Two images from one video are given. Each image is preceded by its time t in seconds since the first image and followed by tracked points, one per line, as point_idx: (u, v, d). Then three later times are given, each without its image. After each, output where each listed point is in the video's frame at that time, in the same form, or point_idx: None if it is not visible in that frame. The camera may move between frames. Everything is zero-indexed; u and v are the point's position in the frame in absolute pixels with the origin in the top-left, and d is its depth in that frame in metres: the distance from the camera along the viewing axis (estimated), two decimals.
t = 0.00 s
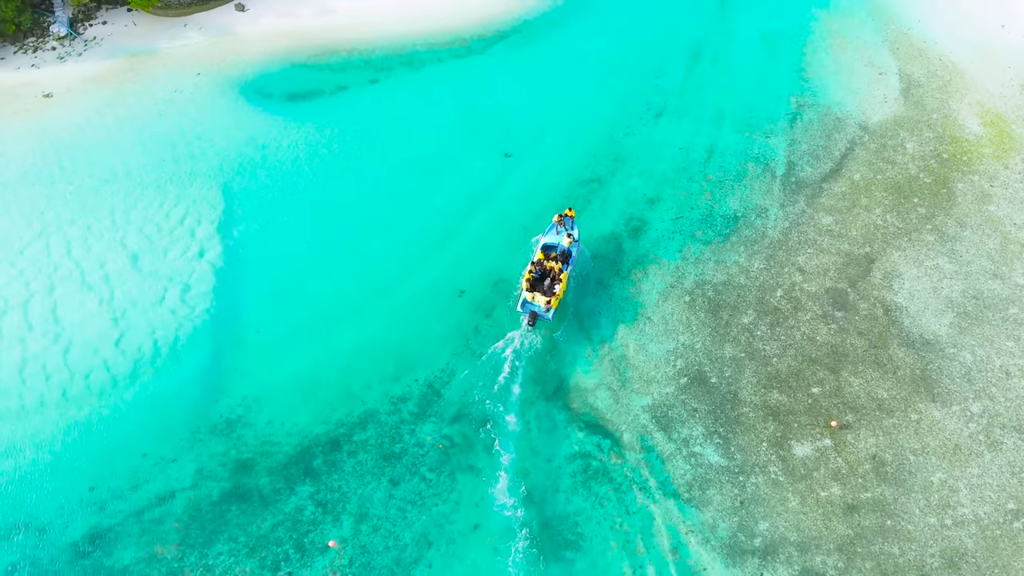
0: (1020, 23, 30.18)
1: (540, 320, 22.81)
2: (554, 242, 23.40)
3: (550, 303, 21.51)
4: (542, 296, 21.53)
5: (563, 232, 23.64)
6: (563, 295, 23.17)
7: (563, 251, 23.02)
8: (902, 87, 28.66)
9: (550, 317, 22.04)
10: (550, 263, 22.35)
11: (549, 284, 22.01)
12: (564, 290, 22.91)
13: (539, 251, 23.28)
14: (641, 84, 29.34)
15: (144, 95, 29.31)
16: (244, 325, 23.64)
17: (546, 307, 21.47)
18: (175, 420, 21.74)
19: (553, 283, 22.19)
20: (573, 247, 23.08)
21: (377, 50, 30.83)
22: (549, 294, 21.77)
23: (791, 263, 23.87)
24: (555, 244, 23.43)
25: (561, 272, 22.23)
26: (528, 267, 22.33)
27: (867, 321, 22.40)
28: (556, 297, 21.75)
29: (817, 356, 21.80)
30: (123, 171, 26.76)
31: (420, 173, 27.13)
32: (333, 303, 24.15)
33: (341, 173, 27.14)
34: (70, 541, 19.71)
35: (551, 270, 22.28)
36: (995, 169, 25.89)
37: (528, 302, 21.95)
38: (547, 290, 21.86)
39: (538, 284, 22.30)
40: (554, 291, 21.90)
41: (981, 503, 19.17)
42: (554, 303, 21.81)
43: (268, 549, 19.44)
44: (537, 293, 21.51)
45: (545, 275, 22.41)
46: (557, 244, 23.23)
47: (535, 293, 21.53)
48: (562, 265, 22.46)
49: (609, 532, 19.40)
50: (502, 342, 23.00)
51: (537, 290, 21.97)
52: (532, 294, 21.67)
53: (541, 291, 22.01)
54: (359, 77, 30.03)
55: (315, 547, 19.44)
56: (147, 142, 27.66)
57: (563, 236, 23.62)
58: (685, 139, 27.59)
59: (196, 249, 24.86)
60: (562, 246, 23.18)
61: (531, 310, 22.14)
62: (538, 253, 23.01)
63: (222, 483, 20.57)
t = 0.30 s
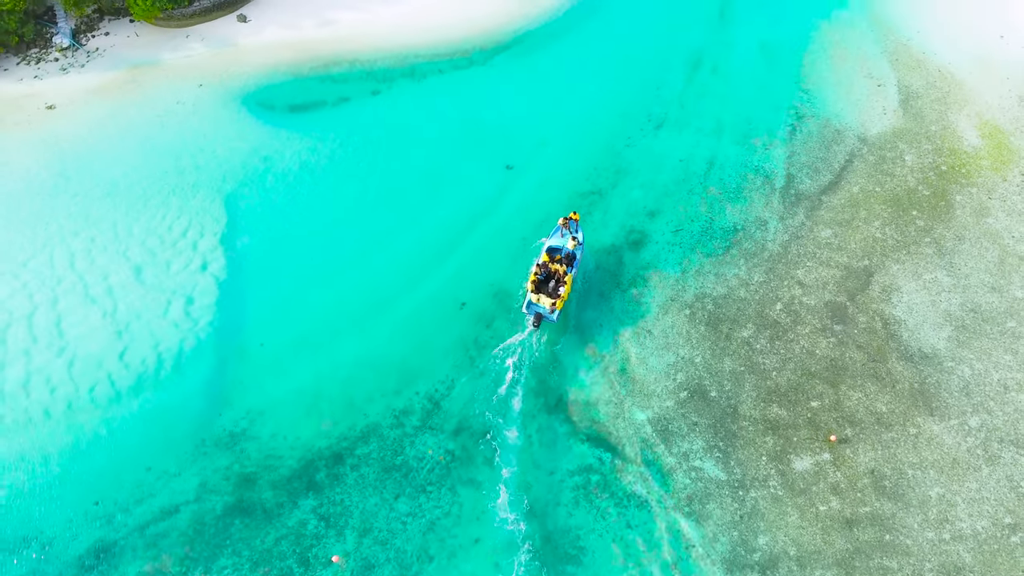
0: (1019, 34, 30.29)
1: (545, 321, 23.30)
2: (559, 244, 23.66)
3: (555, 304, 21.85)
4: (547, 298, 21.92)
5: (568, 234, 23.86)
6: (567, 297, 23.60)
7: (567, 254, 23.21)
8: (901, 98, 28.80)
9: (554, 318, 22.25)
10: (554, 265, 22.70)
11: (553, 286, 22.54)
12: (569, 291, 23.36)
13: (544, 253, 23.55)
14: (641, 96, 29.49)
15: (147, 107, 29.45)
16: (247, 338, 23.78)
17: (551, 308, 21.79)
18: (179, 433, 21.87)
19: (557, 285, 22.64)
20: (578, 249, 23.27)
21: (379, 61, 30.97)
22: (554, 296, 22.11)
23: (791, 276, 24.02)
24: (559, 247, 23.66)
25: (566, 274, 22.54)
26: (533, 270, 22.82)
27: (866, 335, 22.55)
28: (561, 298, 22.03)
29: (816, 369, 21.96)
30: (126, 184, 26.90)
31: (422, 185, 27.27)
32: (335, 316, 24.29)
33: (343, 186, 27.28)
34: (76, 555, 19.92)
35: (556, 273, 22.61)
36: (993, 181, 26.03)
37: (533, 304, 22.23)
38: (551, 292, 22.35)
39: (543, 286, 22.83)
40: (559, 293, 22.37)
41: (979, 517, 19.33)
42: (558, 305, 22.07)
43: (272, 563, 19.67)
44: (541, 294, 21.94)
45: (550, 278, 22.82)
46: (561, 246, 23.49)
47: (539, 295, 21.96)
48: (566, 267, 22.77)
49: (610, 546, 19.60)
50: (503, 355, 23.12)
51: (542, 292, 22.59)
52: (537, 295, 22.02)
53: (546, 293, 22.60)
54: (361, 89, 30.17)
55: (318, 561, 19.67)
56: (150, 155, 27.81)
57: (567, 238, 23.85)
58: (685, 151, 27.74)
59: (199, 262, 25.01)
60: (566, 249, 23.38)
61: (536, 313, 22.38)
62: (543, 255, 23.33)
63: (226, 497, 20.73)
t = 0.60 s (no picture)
0: (1017, 46, 30.48)
1: (550, 322, 23.66)
2: (564, 247, 24.03)
3: (561, 305, 22.40)
4: (553, 299, 22.46)
5: (573, 236, 24.11)
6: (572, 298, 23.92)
7: (572, 256, 23.69)
8: (899, 111, 29.00)
9: (559, 319, 22.86)
10: (560, 267, 23.13)
11: (559, 288, 22.88)
12: (573, 294, 23.71)
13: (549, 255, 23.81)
14: (642, 109, 29.70)
15: (151, 120, 29.65)
16: (250, 353, 23.95)
17: (556, 309, 22.41)
18: (183, 448, 22.06)
19: (563, 287, 22.96)
20: (583, 252, 23.78)
21: (381, 74, 31.16)
22: (560, 297, 22.64)
23: (790, 290, 24.22)
24: (565, 249, 24.00)
25: (571, 276, 22.98)
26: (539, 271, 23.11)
27: (864, 349, 22.75)
28: (566, 300, 22.56)
29: (815, 384, 22.16)
30: (131, 197, 27.11)
31: (424, 199, 27.46)
32: (338, 330, 24.47)
33: (346, 199, 27.47)
34: (82, 569, 20.15)
35: (561, 274, 23.05)
36: (991, 195, 26.22)
37: (539, 305, 22.80)
38: (557, 294, 22.71)
39: (548, 287, 23.15)
40: (564, 295, 22.71)
41: (976, 532, 19.54)
42: (564, 306, 22.66)
43: None
44: (548, 296, 22.45)
45: (555, 279, 23.20)
46: (567, 249, 23.85)
47: (546, 296, 22.46)
48: (572, 268, 23.18)
49: (611, 560, 19.83)
50: (504, 369, 23.33)
51: (548, 293, 22.95)
52: (544, 296, 22.56)
53: (552, 294, 22.88)
54: (363, 101, 30.37)
55: None
56: (154, 168, 28.00)
57: (573, 240, 24.15)
58: (684, 164, 27.95)
59: (202, 275, 25.21)
60: (571, 251, 23.80)
61: (542, 313, 22.97)
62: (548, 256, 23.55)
63: (230, 511, 20.95)
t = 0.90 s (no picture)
0: (1015, 56, 30.67)
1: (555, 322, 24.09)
2: (568, 248, 24.32)
3: (565, 306, 22.72)
4: (558, 299, 22.72)
5: (577, 238, 24.43)
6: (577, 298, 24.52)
7: (576, 258, 23.97)
8: (897, 122, 29.20)
9: (563, 319, 23.22)
10: (565, 268, 23.61)
11: (563, 289, 23.42)
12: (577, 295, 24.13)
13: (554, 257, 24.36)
14: (641, 120, 29.89)
15: (154, 131, 29.85)
16: (253, 365, 24.14)
17: (561, 309, 22.71)
18: (188, 460, 22.26)
19: (567, 288, 23.49)
20: (587, 254, 24.02)
21: (382, 84, 31.33)
22: (564, 298, 23.11)
23: (788, 302, 24.42)
24: (569, 251, 24.31)
25: (575, 277, 23.43)
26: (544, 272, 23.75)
27: (862, 361, 22.94)
28: (571, 301, 22.91)
29: (813, 397, 22.34)
30: (134, 209, 27.31)
31: (425, 211, 27.65)
32: (340, 342, 24.66)
33: (348, 211, 27.65)
34: None
35: (565, 275, 23.53)
36: (989, 206, 26.39)
37: (543, 306, 23.08)
38: (561, 295, 23.24)
39: (553, 288, 23.70)
40: (569, 295, 23.19)
41: (972, 544, 19.78)
42: (568, 307, 23.01)
43: None
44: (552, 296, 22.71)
45: (560, 280, 23.74)
46: (571, 251, 24.15)
47: (551, 297, 22.72)
48: (576, 270, 23.61)
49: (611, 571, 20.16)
50: (505, 381, 23.52)
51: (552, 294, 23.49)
52: (548, 297, 22.83)
53: (556, 295, 23.43)
54: (365, 112, 30.56)
55: None
56: (158, 180, 28.19)
57: (577, 242, 24.45)
58: (684, 175, 28.13)
59: (205, 287, 25.40)
60: (576, 253, 24.06)
61: (546, 314, 23.29)
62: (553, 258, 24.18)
63: (234, 523, 21.18)
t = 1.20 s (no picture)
0: (1011, 67, 30.94)
1: (559, 322, 24.75)
2: (573, 250, 24.91)
3: (570, 306, 23.32)
4: (563, 300, 23.37)
5: (582, 241, 24.98)
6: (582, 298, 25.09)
7: (581, 259, 24.29)
8: (895, 134, 29.47)
9: (568, 320, 23.76)
10: (569, 270, 23.88)
11: (568, 290, 23.77)
12: (581, 299, 24.60)
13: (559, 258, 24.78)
14: (641, 131, 30.17)
15: (158, 143, 30.11)
16: (257, 377, 24.42)
17: (565, 310, 23.29)
18: (193, 472, 22.55)
19: (571, 289, 23.84)
20: (591, 255, 24.38)
21: (384, 96, 31.60)
22: (569, 299, 23.58)
23: (786, 314, 24.70)
24: (574, 252, 24.89)
25: (580, 279, 23.77)
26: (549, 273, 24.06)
27: (859, 374, 23.22)
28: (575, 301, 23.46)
29: (811, 410, 22.62)
30: (139, 221, 27.57)
31: (427, 223, 27.91)
32: (343, 354, 24.95)
33: (350, 224, 27.93)
34: None
35: (570, 277, 23.82)
36: (985, 219, 26.65)
37: (548, 306, 23.71)
38: (566, 296, 23.68)
39: (558, 289, 24.05)
40: (573, 296, 23.62)
41: (968, 556, 20.05)
42: (573, 307, 23.54)
43: None
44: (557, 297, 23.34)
45: (565, 281, 24.04)
46: (576, 252, 24.72)
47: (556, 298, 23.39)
48: (580, 271, 23.92)
49: None
50: (507, 393, 23.81)
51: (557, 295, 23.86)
52: (553, 298, 23.47)
53: (561, 295, 23.81)
54: (367, 124, 30.83)
55: None
56: (162, 192, 28.45)
57: (582, 244, 24.99)
58: (683, 187, 28.41)
59: (210, 300, 25.68)
60: (580, 254, 24.58)
61: (552, 314, 23.89)
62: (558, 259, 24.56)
63: (240, 534, 21.46)
